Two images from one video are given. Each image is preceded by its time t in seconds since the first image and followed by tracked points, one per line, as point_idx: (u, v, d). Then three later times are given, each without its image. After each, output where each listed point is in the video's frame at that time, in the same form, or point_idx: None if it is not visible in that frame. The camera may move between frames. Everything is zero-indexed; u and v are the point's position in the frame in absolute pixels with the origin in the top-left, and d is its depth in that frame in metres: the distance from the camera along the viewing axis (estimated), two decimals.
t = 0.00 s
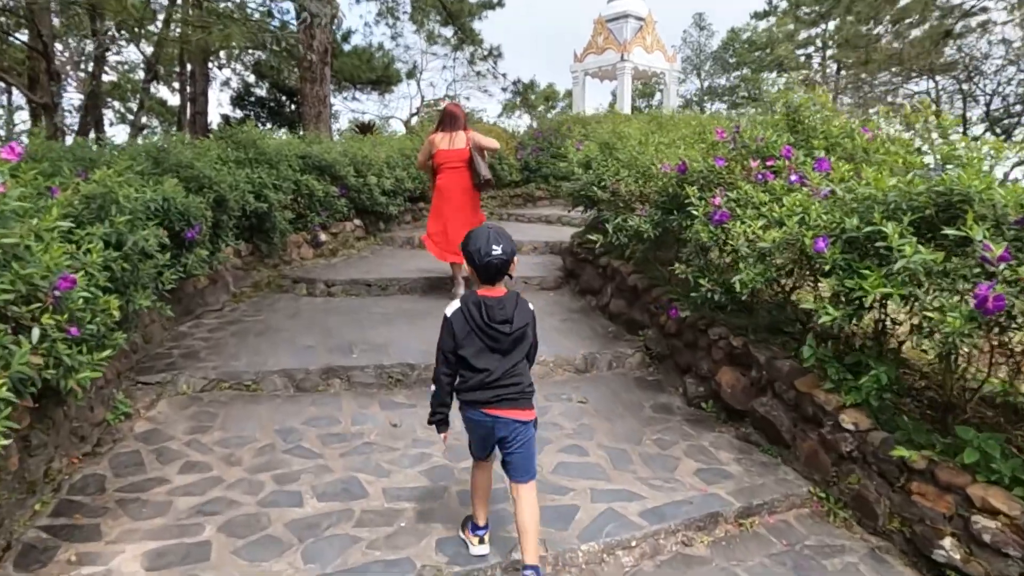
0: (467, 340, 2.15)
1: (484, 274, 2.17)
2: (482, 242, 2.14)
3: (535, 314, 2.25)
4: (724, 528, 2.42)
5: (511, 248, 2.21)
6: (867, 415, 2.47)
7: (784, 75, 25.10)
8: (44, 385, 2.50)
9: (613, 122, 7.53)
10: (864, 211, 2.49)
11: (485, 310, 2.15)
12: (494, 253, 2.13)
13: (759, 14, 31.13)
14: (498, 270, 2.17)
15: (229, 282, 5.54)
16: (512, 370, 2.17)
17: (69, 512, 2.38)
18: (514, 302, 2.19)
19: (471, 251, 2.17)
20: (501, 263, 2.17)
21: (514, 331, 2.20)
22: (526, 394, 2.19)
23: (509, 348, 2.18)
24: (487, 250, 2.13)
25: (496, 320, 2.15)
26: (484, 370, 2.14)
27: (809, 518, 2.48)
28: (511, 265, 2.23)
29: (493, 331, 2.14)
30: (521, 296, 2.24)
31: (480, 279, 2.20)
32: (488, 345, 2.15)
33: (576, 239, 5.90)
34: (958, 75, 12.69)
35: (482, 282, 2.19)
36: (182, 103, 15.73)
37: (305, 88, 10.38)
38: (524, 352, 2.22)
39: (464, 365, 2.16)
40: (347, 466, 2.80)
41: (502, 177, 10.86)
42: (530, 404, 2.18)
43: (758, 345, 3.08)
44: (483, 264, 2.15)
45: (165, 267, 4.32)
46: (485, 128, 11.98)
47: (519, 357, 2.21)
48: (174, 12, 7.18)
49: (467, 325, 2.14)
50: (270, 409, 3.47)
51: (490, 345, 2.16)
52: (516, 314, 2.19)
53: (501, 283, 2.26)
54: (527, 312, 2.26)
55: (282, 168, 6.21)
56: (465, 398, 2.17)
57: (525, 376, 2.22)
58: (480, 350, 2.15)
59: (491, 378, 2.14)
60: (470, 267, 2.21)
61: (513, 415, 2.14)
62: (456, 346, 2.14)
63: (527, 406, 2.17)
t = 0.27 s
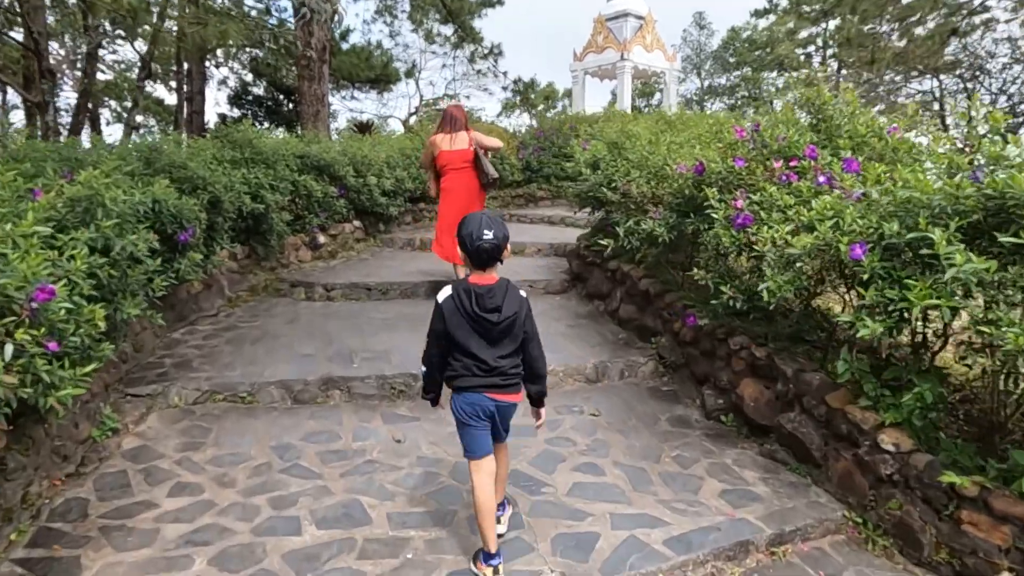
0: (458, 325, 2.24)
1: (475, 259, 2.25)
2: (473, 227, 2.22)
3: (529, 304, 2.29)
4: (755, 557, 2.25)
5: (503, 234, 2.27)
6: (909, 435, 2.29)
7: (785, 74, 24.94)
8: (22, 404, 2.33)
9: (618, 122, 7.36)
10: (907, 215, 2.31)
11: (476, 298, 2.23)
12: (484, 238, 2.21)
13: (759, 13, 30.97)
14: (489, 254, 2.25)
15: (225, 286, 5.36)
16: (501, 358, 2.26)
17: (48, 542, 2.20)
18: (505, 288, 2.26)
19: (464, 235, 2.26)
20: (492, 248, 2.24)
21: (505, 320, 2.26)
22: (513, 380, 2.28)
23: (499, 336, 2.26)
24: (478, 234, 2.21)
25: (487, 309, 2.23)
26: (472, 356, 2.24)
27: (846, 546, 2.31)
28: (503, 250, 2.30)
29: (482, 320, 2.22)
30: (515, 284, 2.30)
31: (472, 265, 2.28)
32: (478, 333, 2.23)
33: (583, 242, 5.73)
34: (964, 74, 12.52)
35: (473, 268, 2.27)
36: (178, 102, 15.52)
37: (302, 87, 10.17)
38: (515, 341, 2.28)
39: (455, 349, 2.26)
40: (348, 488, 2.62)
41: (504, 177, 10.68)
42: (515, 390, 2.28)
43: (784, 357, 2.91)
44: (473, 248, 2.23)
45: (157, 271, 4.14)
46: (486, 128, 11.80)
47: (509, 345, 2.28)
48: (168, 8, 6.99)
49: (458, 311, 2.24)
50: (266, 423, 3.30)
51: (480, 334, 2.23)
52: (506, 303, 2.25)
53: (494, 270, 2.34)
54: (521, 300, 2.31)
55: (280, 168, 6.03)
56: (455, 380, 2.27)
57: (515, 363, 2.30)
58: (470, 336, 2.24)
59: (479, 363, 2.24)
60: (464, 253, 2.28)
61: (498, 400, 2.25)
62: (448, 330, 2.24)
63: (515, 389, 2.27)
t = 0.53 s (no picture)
0: (451, 346, 2.39)
1: (466, 282, 2.43)
2: (465, 253, 2.41)
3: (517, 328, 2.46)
4: None
5: (492, 259, 2.47)
6: (946, 482, 2.13)
7: (783, 76, 24.82)
8: None
9: (619, 129, 7.19)
10: (944, 245, 2.15)
11: (469, 321, 2.39)
12: (475, 264, 2.39)
13: (757, 15, 30.87)
14: (480, 279, 2.43)
15: (215, 301, 5.18)
16: (489, 378, 2.41)
17: None
18: (495, 311, 2.43)
19: (457, 262, 2.45)
20: (482, 272, 2.43)
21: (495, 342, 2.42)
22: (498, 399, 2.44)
23: (489, 357, 2.42)
24: (469, 260, 2.39)
25: (478, 331, 2.39)
26: (463, 375, 2.39)
27: None
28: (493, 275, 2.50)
29: (474, 342, 2.37)
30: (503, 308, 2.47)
31: (463, 289, 2.46)
32: (469, 354, 2.38)
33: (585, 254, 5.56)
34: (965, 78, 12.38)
35: (465, 291, 2.44)
36: (171, 104, 15.31)
37: (297, 91, 9.99)
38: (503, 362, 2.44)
39: (446, 368, 2.40)
40: (342, 533, 2.45)
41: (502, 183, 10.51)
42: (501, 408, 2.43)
43: (805, 389, 2.75)
44: (465, 272, 2.41)
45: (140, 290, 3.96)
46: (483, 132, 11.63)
47: (497, 365, 2.44)
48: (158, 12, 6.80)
49: (452, 333, 2.38)
50: (255, 455, 3.12)
51: (471, 355, 2.39)
52: (496, 326, 2.41)
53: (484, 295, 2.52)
54: (509, 323, 2.48)
55: (272, 177, 5.85)
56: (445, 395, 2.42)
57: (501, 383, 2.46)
58: (461, 356, 2.40)
59: (467, 382, 2.39)
60: (456, 277, 2.46)
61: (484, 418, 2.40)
62: (440, 350, 2.39)
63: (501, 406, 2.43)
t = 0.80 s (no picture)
0: (435, 366, 2.41)
1: (452, 305, 2.44)
2: (451, 277, 2.42)
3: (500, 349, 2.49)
4: None
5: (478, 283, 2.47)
6: (972, 527, 2.03)
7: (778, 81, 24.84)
8: None
9: (618, 139, 7.11)
10: (969, 278, 2.06)
11: (454, 343, 2.41)
12: (460, 288, 2.41)
13: (751, 19, 30.92)
14: (465, 302, 2.44)
15: (205, 317, 5.05)
16: (473, 399, 2.43)
17: None
18: (479, 333, 2.45)
19: (442, 284, 2.45)
20: (467, 297, 2.44)
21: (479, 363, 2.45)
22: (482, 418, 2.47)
23: (473, 378, 2.44)
24: (454, 284, 2.40)
25: (462, 353, 2.41)
26: (447, 394, 2.41)
27: None
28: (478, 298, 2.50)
29: (458, 364, 2.40)
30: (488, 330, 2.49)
31: (448, 310, 2.47)
32: (453, 375, 2.41)
33: (585, 268, 5.46)
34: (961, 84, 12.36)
35: (450, 313, 2.45)
36: (164, 109, 15.18)
37: (291, 97, 9.88)
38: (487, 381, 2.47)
39: (430, 387, 2.43)
40: None
41: (498, 191, 10.41)
42: (485, 427, 2.46)
43: (818, 420, 2.65)
44: (450, 295, 2.42)
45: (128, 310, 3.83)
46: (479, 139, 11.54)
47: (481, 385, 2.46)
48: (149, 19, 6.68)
49: (436, 355, 2.40)
50: (247, 486, 3.00)
51: (455, 376, 2.41)
52: (480, 349, 2.43)
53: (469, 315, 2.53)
54: (493, 344, 2.51)
55: (266, 189, 5.73)
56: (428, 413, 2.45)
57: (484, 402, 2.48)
58: (446, 377, 2.42)
59: (451, 402, 2.41)
60: (441, 300, 2.46)
61: (468, 436, 2.43)
62: (425, 370, 2.41)
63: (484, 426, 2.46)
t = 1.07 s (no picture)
0: (426, 353, 2.59)
1: (440, 295, 2.62)
2: (437, 269, 2.59)
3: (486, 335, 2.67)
4: None
5: (463, 274, 2.65)
6: (1012, 547, 1.92)
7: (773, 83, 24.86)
8: None
9: (618, 140, 6.99)
10: (1006, 284, 1.95)
11: (442, 331, 2.58)
12: (446, 279, 2.57)
13: (746, 21, 31.05)
14: (452, 293, 2.61)
15: (197, 322, 4.91)
16: (462, 380, 2.62)
17: None
18: (465, 321, 2.62)
19: (430, 276, 2.62)
20: (454, 286, 2.61)
21: (466, 349, 2.62)
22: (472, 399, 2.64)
23: (461, 362, 2.62)
24: (441, 276, 2.57)
25: (451, 340, 2.59)
26: (438, 379, 2.58)
27: None
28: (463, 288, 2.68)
29: (448, 350, 2.57)
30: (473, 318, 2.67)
31: (436, 301, 2.64)
32: (443, 360, 2.58)
33: (588, 271, 5.34)
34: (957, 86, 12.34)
35: (438, 303, 2.62)
36: (156, 110, 15.01)
37: (285, 98, 9.74)
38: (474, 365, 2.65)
39: (423, 373, 2.60)
40: None
41: (495, 193, 10.28)
42: (475, 407, 2.64)
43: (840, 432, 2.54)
44: (437, 287, 2.59)
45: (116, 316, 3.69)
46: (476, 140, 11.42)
47: (469, 369, 2.64)
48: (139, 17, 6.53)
49: (427, 342, 2.57)
50: (241, 501, 2.87)
51: (445, 361, 2.59)
52: (467, 335, 2.61)
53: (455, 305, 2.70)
54: (479, 330, 2.68)
55: (259, 190, 5.59)
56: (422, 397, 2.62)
57: (473, 384, 2.65)
58: (436, 362, 2.59)
59: (442, 385, 2.59)
60: (430, 290, 2.63)
61: (459, 417, 2.61)
62: (417, 357, 2.58)
63: (474, 405, 2.64)
